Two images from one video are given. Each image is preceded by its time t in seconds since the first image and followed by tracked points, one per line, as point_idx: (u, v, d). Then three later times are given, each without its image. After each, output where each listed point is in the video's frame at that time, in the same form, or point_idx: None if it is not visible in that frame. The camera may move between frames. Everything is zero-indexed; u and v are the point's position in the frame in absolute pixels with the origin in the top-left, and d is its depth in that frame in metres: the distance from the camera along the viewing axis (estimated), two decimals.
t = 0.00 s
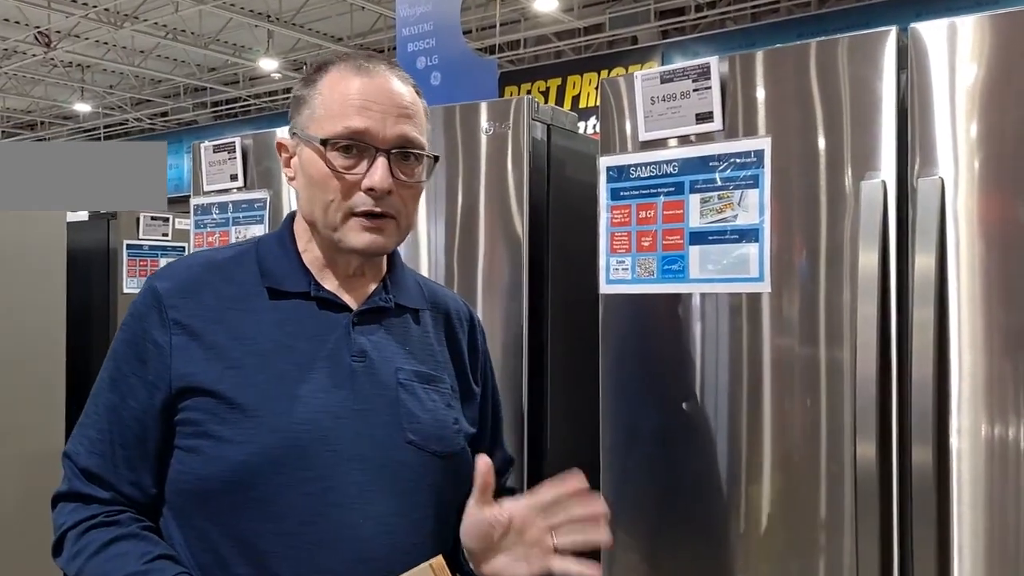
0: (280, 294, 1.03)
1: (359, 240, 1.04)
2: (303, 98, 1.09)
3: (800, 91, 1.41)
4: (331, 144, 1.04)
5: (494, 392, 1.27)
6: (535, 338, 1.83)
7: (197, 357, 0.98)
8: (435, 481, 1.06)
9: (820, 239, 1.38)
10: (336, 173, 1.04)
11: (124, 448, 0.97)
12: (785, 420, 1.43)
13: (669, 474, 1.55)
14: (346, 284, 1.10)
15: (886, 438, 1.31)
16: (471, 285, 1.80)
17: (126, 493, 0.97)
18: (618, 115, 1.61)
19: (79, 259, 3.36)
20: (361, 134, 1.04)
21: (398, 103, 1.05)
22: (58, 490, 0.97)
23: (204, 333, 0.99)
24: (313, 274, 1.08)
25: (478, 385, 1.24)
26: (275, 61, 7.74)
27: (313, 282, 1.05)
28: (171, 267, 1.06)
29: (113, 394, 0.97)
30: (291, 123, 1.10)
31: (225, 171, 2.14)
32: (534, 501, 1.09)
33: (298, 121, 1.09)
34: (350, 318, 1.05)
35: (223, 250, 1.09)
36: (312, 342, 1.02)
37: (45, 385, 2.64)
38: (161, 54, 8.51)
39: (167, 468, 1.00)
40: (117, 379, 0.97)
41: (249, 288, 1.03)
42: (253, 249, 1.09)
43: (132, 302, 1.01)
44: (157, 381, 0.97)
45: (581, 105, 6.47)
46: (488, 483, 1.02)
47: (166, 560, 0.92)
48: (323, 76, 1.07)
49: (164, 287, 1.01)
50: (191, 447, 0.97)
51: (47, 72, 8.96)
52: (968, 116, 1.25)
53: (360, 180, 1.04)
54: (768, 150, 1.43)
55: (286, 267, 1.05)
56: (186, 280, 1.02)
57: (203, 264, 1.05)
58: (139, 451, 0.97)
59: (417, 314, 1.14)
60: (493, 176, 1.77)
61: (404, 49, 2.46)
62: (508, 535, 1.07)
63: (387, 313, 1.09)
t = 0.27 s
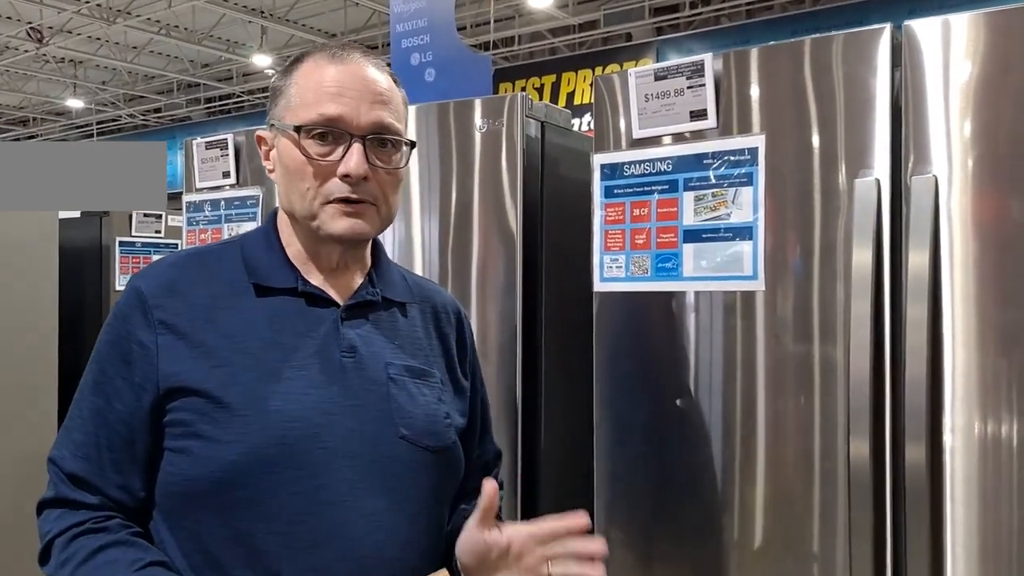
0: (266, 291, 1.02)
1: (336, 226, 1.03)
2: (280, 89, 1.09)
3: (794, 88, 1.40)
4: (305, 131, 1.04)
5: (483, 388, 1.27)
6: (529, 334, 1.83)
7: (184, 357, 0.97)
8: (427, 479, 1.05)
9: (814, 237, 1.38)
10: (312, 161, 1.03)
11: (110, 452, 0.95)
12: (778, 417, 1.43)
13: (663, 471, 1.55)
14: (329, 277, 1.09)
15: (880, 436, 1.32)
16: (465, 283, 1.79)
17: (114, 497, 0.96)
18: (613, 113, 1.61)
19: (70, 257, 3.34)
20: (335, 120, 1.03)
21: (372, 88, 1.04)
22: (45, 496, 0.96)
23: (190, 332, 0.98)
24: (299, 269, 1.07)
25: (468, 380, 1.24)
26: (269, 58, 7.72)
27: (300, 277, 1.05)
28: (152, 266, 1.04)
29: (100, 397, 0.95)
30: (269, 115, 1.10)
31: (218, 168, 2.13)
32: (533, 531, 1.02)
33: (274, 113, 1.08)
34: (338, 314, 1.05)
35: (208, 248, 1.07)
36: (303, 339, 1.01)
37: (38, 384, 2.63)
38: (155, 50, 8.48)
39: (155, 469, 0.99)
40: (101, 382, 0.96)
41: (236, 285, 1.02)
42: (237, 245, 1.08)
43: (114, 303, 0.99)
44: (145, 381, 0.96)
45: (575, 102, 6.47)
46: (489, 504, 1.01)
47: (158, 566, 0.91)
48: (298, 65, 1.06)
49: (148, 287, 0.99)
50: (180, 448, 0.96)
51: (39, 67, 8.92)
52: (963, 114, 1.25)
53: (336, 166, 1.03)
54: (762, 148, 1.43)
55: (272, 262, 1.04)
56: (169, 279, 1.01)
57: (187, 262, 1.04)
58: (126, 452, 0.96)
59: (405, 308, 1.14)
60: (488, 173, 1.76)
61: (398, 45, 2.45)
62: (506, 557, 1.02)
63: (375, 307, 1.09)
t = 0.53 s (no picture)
0: (256, 291, 1.02)
1: (326, 224, 1.02)
2: (265, 88, 1.08)
3: (789, 87, 1.40)
4: (293, 130, 1.03)
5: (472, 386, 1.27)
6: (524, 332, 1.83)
7: (177, 357, 0.96)
8: (422, 477, 1.05)
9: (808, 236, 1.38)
10: (300, 159, 1.03)
11: (102, 455, 0.95)
12: (773, 416, 1.43)
13: (658, 469, 1.55)
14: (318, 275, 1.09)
15: (874, 435, 1.32)
16: (460, 281, 1.79)
17: (106, 502, 0.96)
18: (608, 111, 1.61)
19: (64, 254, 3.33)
20: (323, 119, 1.02)
21: (359, 86, 1.04)
22: (32, 503, 0.95)
23: (182, 333, 0.97)
24: (289, 268, 1.07)
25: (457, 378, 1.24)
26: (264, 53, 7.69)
27: (290, 276, 1.05)
28: (138, 268, 1.03)
29: (90, 401, 0.95)
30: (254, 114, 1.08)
31: (212, 165, 2.13)
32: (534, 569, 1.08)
33: (259, 111, 1.07)
34: (330, 311, 1.05)
35: (195, 249, 1.07)
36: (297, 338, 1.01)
37: (32, 381, 2.62)
38: (148, 45, 8.44)
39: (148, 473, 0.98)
40: (91, 385, 0.95)
41: (227, 285, 1.02)
42: (225, 245, 1.08)
43: (102, 305, 0.98)
44: (137, 384, 0.95)
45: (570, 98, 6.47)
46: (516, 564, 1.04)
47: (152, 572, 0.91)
48: (283, 63, 1.05)
49: (137, 288, 0.99)
50: (174, 449, 0.96)
51: (32, 62, 8.87)
52: (958, 112, 1.25)
53: (325, 165, 1.03)
54: (757, 147, 1.43)
55: (261, 263, 1.04)
56: (159, 281, 1.00)
57: (176, 263, 1.03)
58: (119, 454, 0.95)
59: (394, 306, 1.14)
60: (483, 172, 1.76)
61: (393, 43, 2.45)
62: None
63: (364, 305, 1.09)
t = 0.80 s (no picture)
0: (258, 289, 1.01)
1: (345, 227, 1.02)
2: (264, 91, 1.05)
3: (787, 87, 1.41)
4: (304, 134, 1.01)
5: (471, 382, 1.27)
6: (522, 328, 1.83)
7: (182, 354, 0.96)
8: (427, 473, 1.05)
9: (805, 235, 1.39)
10: (313, 163, 1.01)
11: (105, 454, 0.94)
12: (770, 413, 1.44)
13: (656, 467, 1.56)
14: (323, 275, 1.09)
15: (875, 435, 1.33)
16: (457, 279, 1.79)
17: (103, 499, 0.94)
18: (606, 110, 1.61)
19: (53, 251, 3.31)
20: (334, 121, 1.01)
21: (364, 85, 1.03)
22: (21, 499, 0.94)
23: (186, 331, 0.97)
24: (290, 267, 1.06)
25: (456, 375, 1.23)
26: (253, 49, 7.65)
27: (291, 275, 1.04)
28: (136, 268, 1.03)
29: (87, 399, 0.93)
30: (254, 119, 1.04)
31: (206, 161, 2.11)
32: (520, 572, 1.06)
33: (261, 116, 1.04)
34: (332, 308, 1.04)
35: (193, 249, 1.06)
36: (301, 336, 1.01)
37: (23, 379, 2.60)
38: (136, 40, 8.38)
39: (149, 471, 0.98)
40: (88, 384, 0.94)
41: (228, 284, 1.01)
42: (224, 245, 1.07)
43: (100, 305, 0.98)
44: (141, 382, 0.95)
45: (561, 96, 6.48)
46: None
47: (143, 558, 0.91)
48: (283, 66, 1.03)
49: (138, 288, 0.98)
50: (179, 448, 0.95)
51: (18, 56, 8.80)
52: (953, 112, 1.26)
53: (339, 167, 1.01)
54: (758, 147, 1.43)
55: (261, 261, 1.03)
56: (159, 280, 1.00)
57: (176, 262, 1.03)
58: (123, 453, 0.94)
59: (393, 303, 1.14)
60: (480, 169, 1.75)
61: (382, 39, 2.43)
62: None
63: (365, 302, 1.09)
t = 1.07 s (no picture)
0: (249, 295, 1.00)
1: (335, 237, 1.00)
2: (253, 96, 1.03)
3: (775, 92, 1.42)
4: (292, 144, 0.99)
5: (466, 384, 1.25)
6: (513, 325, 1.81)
7: (174, 363, 0.94)
8: (427, 477, 1.04)
9: (789, 240, 1.40)
10: (302, 173, 0.99)
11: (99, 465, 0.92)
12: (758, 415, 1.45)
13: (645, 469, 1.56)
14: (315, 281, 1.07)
15: (873, 443, 1.34)
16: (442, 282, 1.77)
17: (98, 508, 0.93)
18: (594, 112, 1.61)
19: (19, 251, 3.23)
20: (324, 131, 0.99)
21: (356, 92, 1.01)
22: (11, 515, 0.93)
23: (178, 339, 0.95)
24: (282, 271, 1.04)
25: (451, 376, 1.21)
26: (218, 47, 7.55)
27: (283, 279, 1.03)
28: (125, 275, 1.01)
29: (76, 411, 0.91)
30: (243, 125, 1.04)
31: (185, 162, 2.08)
32: None
33: (250, 123, 1.03)
34: (326, 312, 1.03)
35: (182, 254, 1.04)
36: (296, 340, 0.99)
37: None
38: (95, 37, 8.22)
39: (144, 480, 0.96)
40: (77, 395, 0.92)
41: (219, 290, 0.99)
42: (214, 250, 1.05)
43: (88, 313, 0.95)
44: (130, 391, 0.92)
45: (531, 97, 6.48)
46: None
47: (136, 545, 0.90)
48: (273, 72, 1.01)
49: (127, 296, 0.96)
50: (175, 457, 0.93)
51: None
52: (936, 119, 1.29)
53: (329, 177, 1.00)
54: (755, 152, 1.43)
55: (252, 266, 1.02)
56: (148, 288, 0.98)
57: (165, 268, 1.01)
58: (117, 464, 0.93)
59: (387, 305, 1.12)
60: (465, 172, 1.75)
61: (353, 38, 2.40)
62: None
63: (360, 305, 1.08)
